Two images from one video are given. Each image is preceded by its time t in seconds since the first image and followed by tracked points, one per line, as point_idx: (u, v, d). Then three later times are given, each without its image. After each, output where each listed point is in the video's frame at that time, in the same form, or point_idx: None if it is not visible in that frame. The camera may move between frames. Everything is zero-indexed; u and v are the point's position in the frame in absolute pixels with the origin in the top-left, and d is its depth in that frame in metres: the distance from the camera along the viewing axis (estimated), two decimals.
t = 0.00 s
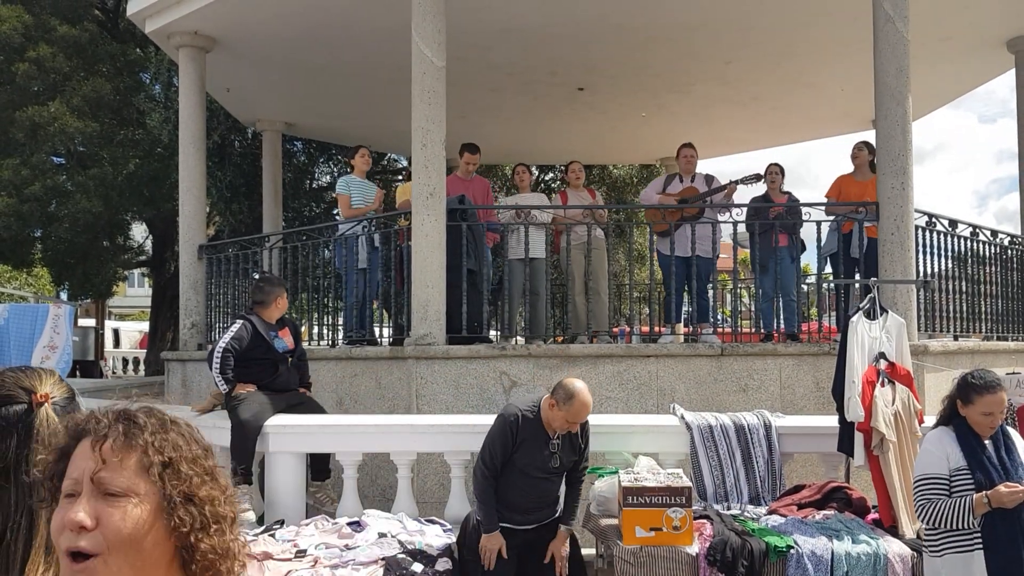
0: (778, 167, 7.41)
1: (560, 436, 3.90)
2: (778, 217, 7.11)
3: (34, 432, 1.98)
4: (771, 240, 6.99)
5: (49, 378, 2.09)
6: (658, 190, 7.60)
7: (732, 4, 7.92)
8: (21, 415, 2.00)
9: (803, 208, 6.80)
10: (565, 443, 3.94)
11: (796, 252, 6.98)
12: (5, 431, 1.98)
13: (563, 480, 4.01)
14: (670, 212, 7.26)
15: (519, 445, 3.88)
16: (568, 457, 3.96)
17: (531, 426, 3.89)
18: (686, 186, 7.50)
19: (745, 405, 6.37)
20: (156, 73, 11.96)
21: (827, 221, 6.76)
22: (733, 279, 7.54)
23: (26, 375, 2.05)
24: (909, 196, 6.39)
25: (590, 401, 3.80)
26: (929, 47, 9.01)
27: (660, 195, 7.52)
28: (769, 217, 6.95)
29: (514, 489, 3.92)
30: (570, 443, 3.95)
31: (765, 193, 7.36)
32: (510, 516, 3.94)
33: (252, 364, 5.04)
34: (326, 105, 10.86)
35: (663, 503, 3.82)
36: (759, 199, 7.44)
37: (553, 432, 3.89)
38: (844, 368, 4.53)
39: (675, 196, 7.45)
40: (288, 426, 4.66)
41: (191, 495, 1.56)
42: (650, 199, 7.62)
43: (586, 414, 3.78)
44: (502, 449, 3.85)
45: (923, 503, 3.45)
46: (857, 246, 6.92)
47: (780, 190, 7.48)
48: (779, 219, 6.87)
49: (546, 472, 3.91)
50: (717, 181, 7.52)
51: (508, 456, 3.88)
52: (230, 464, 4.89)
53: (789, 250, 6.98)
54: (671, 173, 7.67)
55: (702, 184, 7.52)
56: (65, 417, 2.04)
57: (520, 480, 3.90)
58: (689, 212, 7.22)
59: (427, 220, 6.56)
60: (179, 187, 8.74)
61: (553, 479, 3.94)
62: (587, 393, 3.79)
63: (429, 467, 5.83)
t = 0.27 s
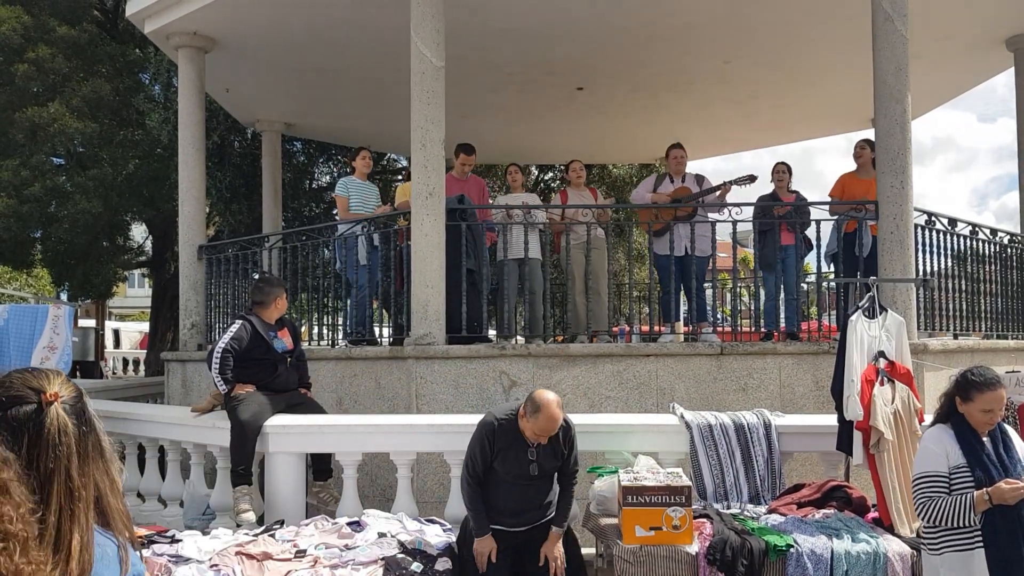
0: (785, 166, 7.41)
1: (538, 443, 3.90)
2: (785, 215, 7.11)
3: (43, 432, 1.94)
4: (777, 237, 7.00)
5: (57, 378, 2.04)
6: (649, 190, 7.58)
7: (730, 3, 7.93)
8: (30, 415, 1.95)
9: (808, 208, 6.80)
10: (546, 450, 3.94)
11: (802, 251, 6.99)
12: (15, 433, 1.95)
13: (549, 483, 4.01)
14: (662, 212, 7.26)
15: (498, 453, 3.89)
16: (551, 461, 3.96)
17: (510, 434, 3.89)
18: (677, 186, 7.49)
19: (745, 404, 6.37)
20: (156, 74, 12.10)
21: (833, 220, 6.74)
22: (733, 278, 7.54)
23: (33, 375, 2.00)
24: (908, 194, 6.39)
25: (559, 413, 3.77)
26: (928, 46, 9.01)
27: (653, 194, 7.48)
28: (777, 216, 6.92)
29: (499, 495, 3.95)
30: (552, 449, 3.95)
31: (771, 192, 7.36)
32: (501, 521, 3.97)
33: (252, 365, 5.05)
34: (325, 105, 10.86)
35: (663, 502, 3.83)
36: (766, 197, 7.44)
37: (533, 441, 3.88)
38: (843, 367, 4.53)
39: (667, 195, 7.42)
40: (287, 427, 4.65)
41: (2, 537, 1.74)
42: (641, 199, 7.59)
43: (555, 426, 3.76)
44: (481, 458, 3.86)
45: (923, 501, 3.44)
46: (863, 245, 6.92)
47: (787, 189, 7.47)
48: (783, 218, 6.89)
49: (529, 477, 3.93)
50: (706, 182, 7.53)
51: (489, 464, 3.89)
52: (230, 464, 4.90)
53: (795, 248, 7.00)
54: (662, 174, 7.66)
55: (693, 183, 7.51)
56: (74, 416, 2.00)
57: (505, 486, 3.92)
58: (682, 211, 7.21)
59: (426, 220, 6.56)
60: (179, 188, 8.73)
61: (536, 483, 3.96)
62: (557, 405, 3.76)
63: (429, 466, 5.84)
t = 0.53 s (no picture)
0: (789, 166, 7.40)
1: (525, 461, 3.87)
2: (789, 215, 7.10)
3: (48, 433, 1.89)
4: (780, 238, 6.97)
5: (57, 377, 1.98)
6: (642, 192, 7.55)
7: (729, 3, 7.92)
8: (34, 416, 1.90)
9: (812, 208, 6.80)
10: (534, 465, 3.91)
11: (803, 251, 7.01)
12: (16, 435, 1.89)
13: (539, 496, 4.00)
14: (657, 213, 7.25)
15: (487, 468, 3.87)
16: (539, 476, 3.94)
17: (498, 450, 3.86)
18: (670, 188, 7.49)
19: (744, 404, 6.37)
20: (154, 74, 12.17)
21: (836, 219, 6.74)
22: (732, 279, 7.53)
23: (34, 376, 1.94)
24: (907, 194, 6.38)
25: (542, 438, 3.70)
26: (926, 46, 9.01)
27: (646, 195, 7.49)
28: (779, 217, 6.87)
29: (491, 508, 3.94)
30: (540, 465, 3.91)
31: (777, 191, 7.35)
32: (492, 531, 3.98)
33: (249, 365, 5.04)
34: (324, 105, 10.85)
35: (662, 502, 3.82)
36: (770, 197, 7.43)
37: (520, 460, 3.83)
38: (841, 367, 4.52)
39: (660, 197, 7.44)
40: (286, 427, 4.64)
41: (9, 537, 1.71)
42: (634, 199, 7.57)
43: (536, 451, 3.70)
44: (470, 476, 3.84)
45: (921, 502, 3.44)
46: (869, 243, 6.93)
47: (790, 189, 7.46)
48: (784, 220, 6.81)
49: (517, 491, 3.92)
50: (699, 183, 7.53)
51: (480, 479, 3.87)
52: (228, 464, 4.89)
53: (795, 248, 6.98)
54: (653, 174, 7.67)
55: (684, 184, 7.53)
56: (77, 416, 1.95)
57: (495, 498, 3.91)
58: (677, 212, 7.21)
59: (425, 220, 6.55)
60: (177, 188, 8.72)
61: (525, 496, 3.95)
62: (539, 431, 3.69)
63: (428, 467, 5.83)
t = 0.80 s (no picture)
0: (788, 166, 7.41)
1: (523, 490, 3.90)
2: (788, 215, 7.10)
3: (44, 437, 1.88)
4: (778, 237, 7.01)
5: (55, 380, 1.96)
6: (638, 190, 7.58)
7: (728, 4, 7.93)
8: (31, 419, 1.89)
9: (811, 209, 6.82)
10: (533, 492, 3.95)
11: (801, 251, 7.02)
12: (12, 439, 1.87)
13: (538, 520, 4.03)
14: (653, 214, 7.24)
15: (488, 494, 3.89)
16: (539, 502, 3.99)
17: (498, 476, 3.88)
18: (666, 189, 7.51)
19: (742, 404, 6.37)
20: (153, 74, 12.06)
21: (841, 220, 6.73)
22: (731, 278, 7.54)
23: (33, 378, 1.94)
24: (906, 194, 6.38)
25: (538, 472, 3.72)
26: (925, 46, 9.02)
27: (641, 195, 7.50)
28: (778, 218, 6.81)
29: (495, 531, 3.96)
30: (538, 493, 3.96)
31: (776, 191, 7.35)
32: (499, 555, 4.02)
33: (247, 365, 5.04)
34: (323, 105, 10.85)
35: (661, 502, 3.81)
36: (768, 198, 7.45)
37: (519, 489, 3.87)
38: (840, 367, 4.52)
39: (657, 197, 7.45)
40: (285, 426, 4.64)
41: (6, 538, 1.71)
42: (630, 199, 7.57)
43: (534, 483, 3.73)
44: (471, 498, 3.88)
45: (917, 502, 3.44)
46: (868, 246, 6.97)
47: (790, 189, 7.48)
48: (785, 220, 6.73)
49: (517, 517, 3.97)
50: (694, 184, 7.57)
51: (483, 505, 3.90)
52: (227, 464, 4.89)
53: (794, 248, 7.02)
54: (647, 173, 7.63)
55: (679, 184, 7.60)
56: (75, 420, 1.93)
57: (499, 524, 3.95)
58: (674, 212, 7.25)
59: (424, 220, 6.55)
60: (175, 187, 8.72)
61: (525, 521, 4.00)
62: (535, 466, 3.70)
63: (426, 467, 5.83)
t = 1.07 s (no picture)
0: (787, 167, 7.41)
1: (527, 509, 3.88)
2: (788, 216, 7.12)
3: (40, 435, 1.88)
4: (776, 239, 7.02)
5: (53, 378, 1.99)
6: (639, 192, 7.54)
7: (728, 4, 7.93)
8: (26, 418, 1.90)
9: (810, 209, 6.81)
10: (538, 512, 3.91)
11: (800, 253, 7.02)
12: (8, 437, 1.88)
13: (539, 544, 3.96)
14: (654, 214, 7.24)
15: (490, 513, 3.89)
16: (542, 521, 3.95)
17: (500, 494, 3.88)
18: (666, 190, 7.53)
19: (741, 404, 6.37)
20: (154, 74, 11.97)
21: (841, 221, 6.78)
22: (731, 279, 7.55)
23: (29, 377, 1.95)
24: (905, 195, 6.38)
25: (543, 489, 3.74)
26: (926, 47, 9.02)
27: (643, 196, 7.48)
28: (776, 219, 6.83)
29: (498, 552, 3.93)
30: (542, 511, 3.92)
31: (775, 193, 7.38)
32: None
33: (247, 365, 5.04)
34: (324, 105, 10.85)
35: (660, 503, 3.82)
36: (767, 199, 7.47)
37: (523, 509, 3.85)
38: (839, 368, 4.53)
39: (658, 198, 7.47)
40: (284, 426, 4.65)
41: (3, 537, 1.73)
42: (632, 199, 7.53)
43: (538, 500, 3.76)
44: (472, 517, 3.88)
45: (915, 502, 3.45)
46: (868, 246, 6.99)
47: (790, 189, 7.49)
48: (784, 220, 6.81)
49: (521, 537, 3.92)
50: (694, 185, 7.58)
51: (485, 523, 3.90)
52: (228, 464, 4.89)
53: (793, 250, 7.02)
54: (647, 174, 7.63)
55: (679, 186, 7.61)
56: (70, 418, 1.95)
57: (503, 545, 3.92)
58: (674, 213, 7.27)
59: (424, 221, 6.56)
60: (176, 187, 8.72)
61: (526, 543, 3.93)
62: (539, 482, 3.73)
63: (426, 467, 5.83)
